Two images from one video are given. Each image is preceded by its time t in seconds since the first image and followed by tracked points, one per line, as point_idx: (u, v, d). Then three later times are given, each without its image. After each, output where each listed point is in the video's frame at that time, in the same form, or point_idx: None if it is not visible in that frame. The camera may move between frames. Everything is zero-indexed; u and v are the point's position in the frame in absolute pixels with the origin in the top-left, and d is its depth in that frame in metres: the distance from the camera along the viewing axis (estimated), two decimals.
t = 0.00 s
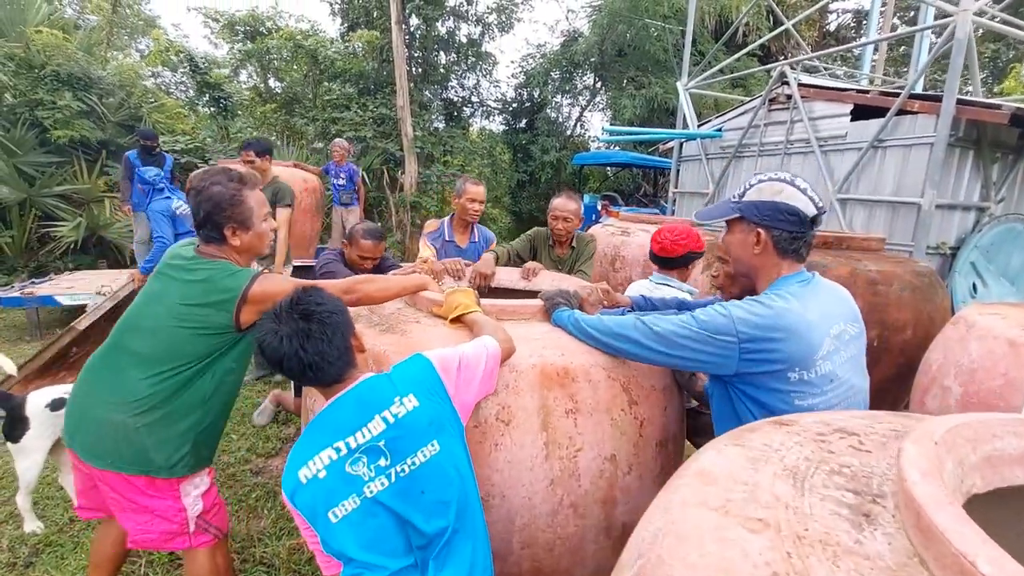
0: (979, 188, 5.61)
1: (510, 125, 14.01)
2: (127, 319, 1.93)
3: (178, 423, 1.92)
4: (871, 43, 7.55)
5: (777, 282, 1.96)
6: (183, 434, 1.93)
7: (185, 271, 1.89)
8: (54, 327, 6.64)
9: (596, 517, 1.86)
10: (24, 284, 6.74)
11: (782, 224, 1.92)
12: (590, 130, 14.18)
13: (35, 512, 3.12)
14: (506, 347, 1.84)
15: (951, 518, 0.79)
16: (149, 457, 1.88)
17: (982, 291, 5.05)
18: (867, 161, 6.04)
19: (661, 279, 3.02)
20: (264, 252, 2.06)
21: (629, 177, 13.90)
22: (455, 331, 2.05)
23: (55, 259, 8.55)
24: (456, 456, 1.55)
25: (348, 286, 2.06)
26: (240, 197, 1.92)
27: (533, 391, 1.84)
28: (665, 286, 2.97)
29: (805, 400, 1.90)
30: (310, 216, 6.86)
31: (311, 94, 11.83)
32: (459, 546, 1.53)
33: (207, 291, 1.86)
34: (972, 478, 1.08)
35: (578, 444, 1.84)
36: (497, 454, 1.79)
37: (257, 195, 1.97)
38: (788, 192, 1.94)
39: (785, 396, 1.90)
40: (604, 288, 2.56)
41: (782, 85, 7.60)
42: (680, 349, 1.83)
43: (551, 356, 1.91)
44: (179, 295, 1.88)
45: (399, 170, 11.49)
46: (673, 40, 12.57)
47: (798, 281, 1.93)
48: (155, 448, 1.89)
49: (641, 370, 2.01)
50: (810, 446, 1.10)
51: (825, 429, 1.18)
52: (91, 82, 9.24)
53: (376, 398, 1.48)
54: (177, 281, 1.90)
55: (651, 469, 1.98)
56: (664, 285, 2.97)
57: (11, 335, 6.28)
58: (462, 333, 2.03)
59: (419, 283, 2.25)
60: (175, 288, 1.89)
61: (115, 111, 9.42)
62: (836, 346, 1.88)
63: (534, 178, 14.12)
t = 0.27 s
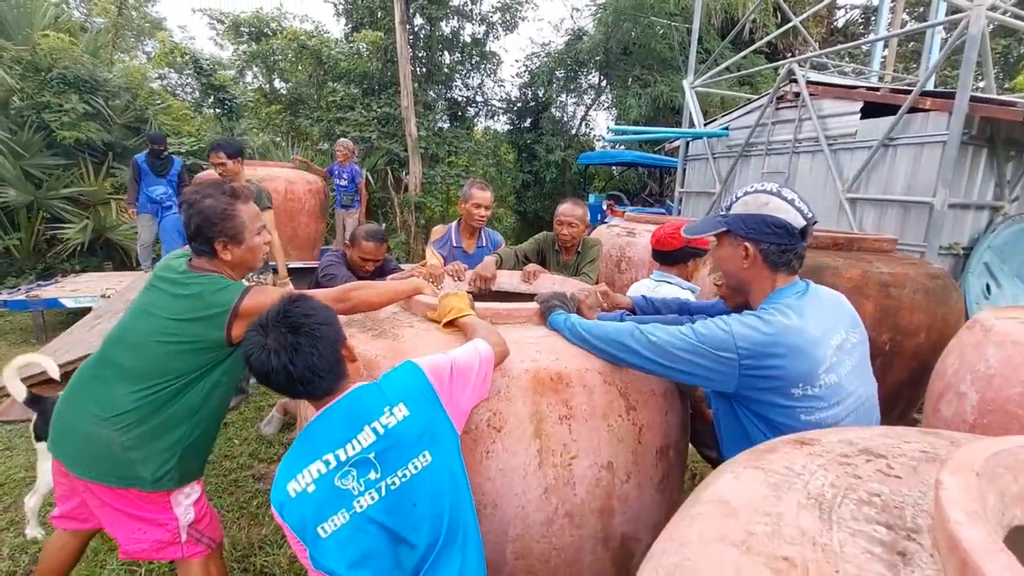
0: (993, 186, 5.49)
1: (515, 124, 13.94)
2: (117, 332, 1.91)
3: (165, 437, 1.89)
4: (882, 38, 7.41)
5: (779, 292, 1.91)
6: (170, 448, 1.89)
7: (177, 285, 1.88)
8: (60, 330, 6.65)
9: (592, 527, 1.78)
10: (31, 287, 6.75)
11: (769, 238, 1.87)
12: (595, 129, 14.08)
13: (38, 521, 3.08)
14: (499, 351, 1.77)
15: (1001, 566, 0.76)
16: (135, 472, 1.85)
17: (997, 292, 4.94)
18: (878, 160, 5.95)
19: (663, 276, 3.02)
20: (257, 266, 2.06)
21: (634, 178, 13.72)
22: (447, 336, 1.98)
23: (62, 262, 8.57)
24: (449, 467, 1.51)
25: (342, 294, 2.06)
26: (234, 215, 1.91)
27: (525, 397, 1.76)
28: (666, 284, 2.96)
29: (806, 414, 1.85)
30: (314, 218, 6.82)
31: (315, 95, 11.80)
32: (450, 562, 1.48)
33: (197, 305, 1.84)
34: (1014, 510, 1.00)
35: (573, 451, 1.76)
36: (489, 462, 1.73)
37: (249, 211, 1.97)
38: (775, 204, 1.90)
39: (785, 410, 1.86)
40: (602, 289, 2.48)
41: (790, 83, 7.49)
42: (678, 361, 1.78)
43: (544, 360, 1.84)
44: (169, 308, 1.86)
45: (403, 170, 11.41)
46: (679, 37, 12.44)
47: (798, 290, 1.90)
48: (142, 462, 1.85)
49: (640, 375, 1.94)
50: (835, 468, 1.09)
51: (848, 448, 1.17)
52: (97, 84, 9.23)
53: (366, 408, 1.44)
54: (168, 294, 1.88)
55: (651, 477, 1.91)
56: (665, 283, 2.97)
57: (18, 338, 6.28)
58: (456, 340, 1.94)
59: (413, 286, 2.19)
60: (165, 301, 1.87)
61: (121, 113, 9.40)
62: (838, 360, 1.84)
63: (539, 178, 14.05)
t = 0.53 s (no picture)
0: (1002, 182, 5.37)
1: (518, 120, 13.83)
2: (92, 342, 1.90)
3: (142, 448, 1.86)
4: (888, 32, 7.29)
5: (763, 296, 1.84)
6: (146, 458, 1.86)
7: (151, 292, 1.87)
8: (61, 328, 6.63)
9: (568, 530, 1.70)
10: (32, 286, 6.74)
11: (741, 253, 1.79)
12: (599, 125, 13.96)
13: (33, 527, 3.06)
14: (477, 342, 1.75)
15: None
16: (111, 484, 1.82)
17: (1007, 292, 4.84)
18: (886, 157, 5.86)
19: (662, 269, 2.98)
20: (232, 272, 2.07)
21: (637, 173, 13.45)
22: (421, 334, 1.91)
23: (64, 260, 8.56)
24: (431, 479, 1.48)
25: (317, 295, 2.05)
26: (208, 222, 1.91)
27: (491, 394, 1.71)
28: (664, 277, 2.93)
29: (786, 425, 1.77)
30: (315, 216, 6.78)
31: (317, 92, 11.72)
32: None
33: (170, 312, 1.82)
34: None
35: (543, 449, 1.69)
36: (454, 461, 1.67)
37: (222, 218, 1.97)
38: (747, 218, 1.80)
39: (765, 420, 1.79)
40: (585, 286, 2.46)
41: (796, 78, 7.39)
42: (652, 363, 1.73)
43: (511, 355, 1.79)
44: (142, 316, 1.84)
45: (405, 167, 11.32)
46: (683, 31, 12.29)
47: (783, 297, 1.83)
48: (118, 474, 1.83)
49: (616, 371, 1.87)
50: (847, 497, 1.13)
51: (862, 474, 1.22)
52: (98, 82, 9.19)
53: (347, 418, 1.39)
54: (142, 302, 1.86)
55: (632, 478, 1.82)
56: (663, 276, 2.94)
57: (18, 338, 6.26)
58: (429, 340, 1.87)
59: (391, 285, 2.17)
60: (140, 309, 1.86)
61: (123, 111, 9.34)
62: (821, 369, 1.76)
63: (541, 174, 13.95)
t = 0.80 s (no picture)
0: None
1: (542, 117, 13.74)
2: (110, 348, 1.95)
3: (159, 449, 1.88)
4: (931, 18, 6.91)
5: (778, 297, 1.74)
6: (164, 459, 1.88)
7: (166, 297, 1.94)
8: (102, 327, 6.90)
9: (565, 544, 1.69)
10: (75, 287, 7.04)
11: (756, 251, 1.69)
12: (625, 120, 13.74)
13: (72, 520, 3.17)
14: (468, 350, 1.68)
15: None
16: (130, 485, 1.84)
17: None
18: (930, 148, 5.56)
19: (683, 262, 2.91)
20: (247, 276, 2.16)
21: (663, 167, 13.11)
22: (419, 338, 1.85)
23: (106, 261, 8.92)
24: (409, 478, 1.44)
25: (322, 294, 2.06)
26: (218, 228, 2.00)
27: (483, 398, 1.67)
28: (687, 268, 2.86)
29: (805, 436, 1.66)
30: (342, 216, 6.85)
31: (344, 94, 11.86)
32: None
33: (183, 313, 1.88)
34: None
35: (539, 460, 1.65)
36: (446, 468, 1.66)
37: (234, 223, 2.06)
38: (763, 215, 1.70)
39: (781, 430, 1.67)
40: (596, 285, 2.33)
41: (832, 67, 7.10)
42: (659, 367, 1.64)
43: (504, 358, 1.73)
44: (157, 319, 1.90)
45: (430, 166, 11.37)
46: (712, 23, 12.01)
47: (799, 300, 1.72)
48: (136, 475, 1.84)
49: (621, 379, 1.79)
50: (896, 524, 1.07)
51: (912, 496, 1.15)
52: (136, 89, 9.50)
53: (323, 413, 1.36)
54: (158, 306, 1.93)
55: (640, 492, 1.76)
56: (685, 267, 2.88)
57: (63, 336, 6.54)
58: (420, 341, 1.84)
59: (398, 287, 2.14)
60: (155, 313, 1.92)
61: (159, 116, 9.64)
62: (843, 376, 1.65)
63: (567, 171, 13.83)
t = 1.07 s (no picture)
0: None
1: (566, 113, 13.64)
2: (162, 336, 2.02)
3: (207, 433, 1.94)
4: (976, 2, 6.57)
5: (803, 308, 1.67)
6: (213, 442, 1.94)
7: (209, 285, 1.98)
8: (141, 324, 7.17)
9: (586, 562, 1.66)
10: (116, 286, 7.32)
11: (766, 260, 1.65)
12: (650, 115, 13.56)
13: (112, 510, 3.31)
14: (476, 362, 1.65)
15: None
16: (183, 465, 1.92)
17: None
18: (972, 138, 5.32)
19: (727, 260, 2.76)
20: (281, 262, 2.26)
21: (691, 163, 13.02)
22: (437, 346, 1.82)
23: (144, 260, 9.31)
24: (396, 466, 1.44)
25: (346, 293, 2.08)
26: (251, 215, 2.13)
27: (502, 413, 1.63)
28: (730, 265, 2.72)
29: (838, 455, 1.60)
30: (369, 214, 6.95)
31: (369, 94, 12.01)
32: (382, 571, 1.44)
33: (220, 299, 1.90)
34: None
35: (559, 478, 1.62)
36: (464, 482, 1.63)
37: (266, 211, 2.18)
38: (766, 222, 1.66)
39: (813, 449, 1.61)
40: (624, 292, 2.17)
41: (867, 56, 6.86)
42: (683, 391, 1.57)
43: (528, 372, 1.69)
44: (199, 307, 1.94)
45: (454, 165, 11.45)
46: (740, 13, 11.80)
47: (824, 310, 1.65)
48: (188, 456, 1.92)
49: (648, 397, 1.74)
50: (932, 531, 1.04)
51: (951, 503, 1.11)
52: (171, 93, 9.64)
53: (310, 393, 1.42)
54: (200, 294, 1.97)
55: (665, 516, 1.71)
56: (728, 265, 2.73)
57: (105, 332, 6.83)
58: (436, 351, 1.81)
59: (421, 288, 2.12)
60: (197, 302, 1.96)
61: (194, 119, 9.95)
62: (876, 391, 1.59)
63: (591, 168, 13.74)
